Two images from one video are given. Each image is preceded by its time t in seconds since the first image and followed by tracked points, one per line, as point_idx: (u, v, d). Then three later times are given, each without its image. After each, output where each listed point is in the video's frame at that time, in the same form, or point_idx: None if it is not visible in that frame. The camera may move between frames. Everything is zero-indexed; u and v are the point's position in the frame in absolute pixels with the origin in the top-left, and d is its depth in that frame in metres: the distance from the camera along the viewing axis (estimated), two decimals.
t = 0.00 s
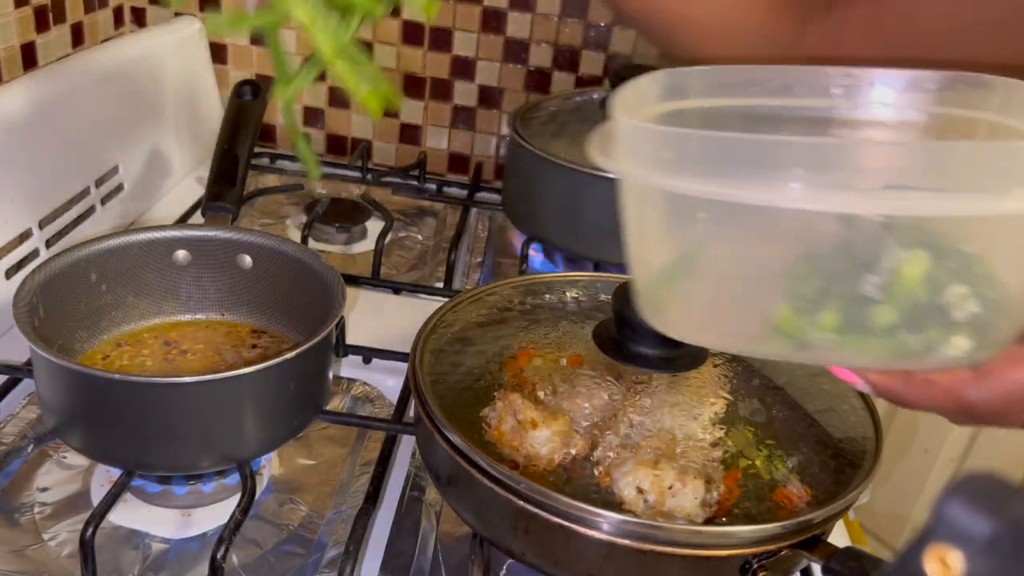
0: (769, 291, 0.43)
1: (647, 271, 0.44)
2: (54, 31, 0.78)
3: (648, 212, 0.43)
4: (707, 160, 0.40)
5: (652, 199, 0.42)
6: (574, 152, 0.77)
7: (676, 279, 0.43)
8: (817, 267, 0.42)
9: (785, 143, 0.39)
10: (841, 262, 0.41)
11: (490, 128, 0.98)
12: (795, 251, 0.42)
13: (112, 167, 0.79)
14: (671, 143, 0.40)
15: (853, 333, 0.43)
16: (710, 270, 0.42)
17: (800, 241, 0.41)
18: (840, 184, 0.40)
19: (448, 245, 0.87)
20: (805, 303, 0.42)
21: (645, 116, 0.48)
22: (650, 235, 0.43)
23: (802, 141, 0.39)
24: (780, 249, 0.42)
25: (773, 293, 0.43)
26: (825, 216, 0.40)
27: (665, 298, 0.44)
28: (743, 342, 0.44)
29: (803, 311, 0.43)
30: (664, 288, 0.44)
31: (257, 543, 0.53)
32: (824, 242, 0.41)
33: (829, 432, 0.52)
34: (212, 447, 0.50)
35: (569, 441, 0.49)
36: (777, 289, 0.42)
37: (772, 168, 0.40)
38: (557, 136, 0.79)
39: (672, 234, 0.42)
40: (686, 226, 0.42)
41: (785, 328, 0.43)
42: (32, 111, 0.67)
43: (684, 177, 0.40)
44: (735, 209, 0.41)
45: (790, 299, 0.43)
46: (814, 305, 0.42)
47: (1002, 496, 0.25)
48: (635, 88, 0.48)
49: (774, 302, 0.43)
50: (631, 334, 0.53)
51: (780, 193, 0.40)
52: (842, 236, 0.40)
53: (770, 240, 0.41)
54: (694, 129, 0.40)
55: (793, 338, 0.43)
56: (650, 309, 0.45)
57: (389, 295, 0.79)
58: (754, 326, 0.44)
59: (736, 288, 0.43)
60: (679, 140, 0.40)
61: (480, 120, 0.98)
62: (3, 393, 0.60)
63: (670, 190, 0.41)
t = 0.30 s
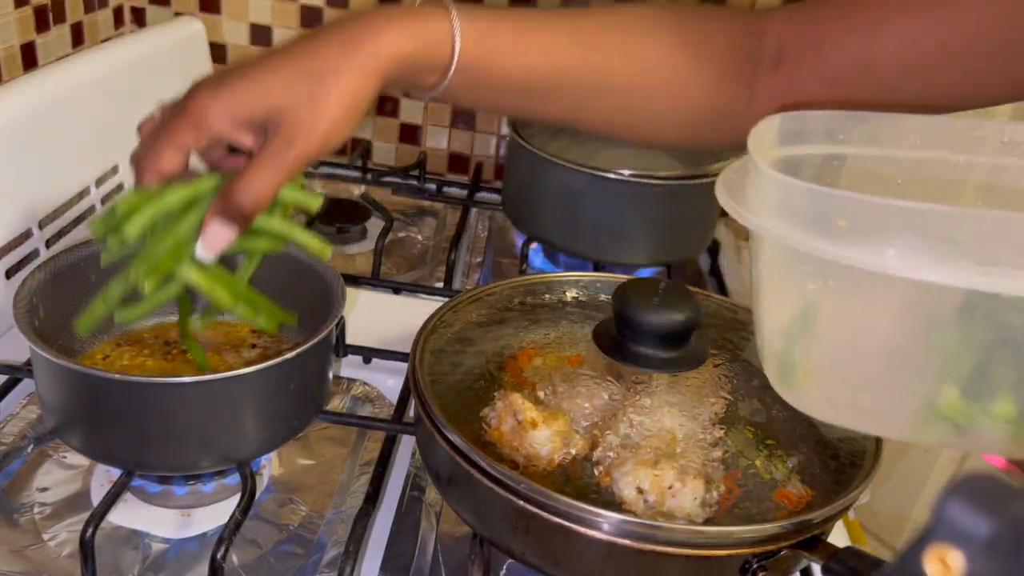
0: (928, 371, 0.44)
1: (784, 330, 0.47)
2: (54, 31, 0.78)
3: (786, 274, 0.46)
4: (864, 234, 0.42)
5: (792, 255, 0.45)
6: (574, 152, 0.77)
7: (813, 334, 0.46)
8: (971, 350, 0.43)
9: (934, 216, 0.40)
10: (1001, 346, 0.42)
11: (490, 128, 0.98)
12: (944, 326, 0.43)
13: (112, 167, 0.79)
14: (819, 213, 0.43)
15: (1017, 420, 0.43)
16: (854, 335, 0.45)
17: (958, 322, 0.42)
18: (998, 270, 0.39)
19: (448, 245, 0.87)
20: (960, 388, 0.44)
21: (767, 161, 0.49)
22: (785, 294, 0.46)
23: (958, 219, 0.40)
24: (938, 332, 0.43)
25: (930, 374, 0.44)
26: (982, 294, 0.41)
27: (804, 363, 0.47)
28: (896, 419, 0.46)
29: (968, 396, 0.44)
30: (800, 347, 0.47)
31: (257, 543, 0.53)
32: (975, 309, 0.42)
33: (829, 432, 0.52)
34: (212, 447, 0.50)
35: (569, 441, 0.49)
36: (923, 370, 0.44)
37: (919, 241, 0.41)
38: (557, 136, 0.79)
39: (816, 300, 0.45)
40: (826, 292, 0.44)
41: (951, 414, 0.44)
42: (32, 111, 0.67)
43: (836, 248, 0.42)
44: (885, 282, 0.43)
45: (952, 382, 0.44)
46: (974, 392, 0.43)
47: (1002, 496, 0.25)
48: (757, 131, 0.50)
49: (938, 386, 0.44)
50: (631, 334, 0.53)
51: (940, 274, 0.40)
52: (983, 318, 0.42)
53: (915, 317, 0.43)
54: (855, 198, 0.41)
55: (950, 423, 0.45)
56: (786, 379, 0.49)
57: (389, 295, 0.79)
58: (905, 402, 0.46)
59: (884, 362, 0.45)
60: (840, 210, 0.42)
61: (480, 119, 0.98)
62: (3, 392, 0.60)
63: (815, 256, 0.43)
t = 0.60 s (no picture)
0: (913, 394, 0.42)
1: (772, 348, 0.45)
2: (54, 31, 0.78)
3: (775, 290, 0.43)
4: (850, 253, 0.40)
5: (774, 273, 0.43)
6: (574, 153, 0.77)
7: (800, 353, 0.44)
8: (960, 375, 0.40)
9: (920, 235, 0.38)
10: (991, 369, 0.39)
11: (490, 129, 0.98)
12: (933, 349, 0.40)
13: (112, 167, 0.79)
14: (806, 230, 0.40)
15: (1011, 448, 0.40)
16: (843, 354, 0.43)
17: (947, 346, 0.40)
18: (984, 294, 0.37)
19: (448, 245, 0.87)
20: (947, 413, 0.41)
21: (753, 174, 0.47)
22: (767, 312, 0.45)
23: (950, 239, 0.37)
24: (930, 355, 0.41)
25: (912, 396, 0.42)
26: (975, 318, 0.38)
27: (791, 382, 0.45)
28: (882, 443, 0.44)
29: (957, 423, 0.41)
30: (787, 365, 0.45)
31: (257, 543, 0.53)
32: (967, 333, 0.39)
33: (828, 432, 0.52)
34: (212, 447, 0.50)
35: (569, 441, 0.49)
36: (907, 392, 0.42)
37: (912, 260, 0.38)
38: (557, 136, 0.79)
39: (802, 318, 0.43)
40: (813, 310, 0.42)
41: (937, 439, 0.42)
42: (31, 111, 0.67)
43: (822, 266, 0.40)
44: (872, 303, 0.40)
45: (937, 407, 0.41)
46: (963, 420, 0.41)
47: (1001, 497, 0.25)
48: (742, 144, 0.47)
49: (922, 410, 0.42)
50: (631, 334, 0.53)
51: (932, 295, 0.38)
52: (974, 341, 0.39)
53: (902, 337, 0.41)
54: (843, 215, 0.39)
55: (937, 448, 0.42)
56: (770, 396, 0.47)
57: (389, 295, 0.79)
58: (888, 424, 0.43)
59: (869, 384, 0.43)
60: (826, 227, 0.40)
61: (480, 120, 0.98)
62: (3, 392, 0.60)
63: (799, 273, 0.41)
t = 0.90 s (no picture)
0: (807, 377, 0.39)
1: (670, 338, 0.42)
2: (55, 31, 0.78)
3: (673, 280, 0.40)
4: (751, 237, 0.38)
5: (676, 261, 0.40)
6: (575, 152, 0.77)
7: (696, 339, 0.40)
8: (855, 357, 0.38)
9: (819, 219, 0.36)
10: (884, 348, 0.37)
11: (489, 128, 0.98)
12: (831, 333, 0.38)
13: (112, 167, 0.79)
14: (712, 217, 0.38)
15: (899, 425, 0.38)
16: (740, 340, 0.39)
17: (843, 331, 0.37)
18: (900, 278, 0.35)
19: (448, 245, 0.87)
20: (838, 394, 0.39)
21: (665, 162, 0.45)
22: (665, 304, 0.42)
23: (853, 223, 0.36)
24: (824, 338, 0.38)
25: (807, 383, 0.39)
26: (875, 309, 0.36)
27: (686, 371, 0.41)
28: (777, 425, 0.41)
29: (846, 403, 0.39)
30: (680, 354, 0.41)
31: (257, 543, 0.53)
32: (865, 322, 0.37)
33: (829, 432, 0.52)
34: (212, 447, 0.50)
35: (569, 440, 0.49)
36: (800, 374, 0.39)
37: (811, 244, 0.36)
38: (557, 136, 0.79)
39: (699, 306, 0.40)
40: (710, 298, 0.39)
41: (828, 420, 0.39)
42: (32, 110, 0.67)
43: (723, 252, 0.38)
44: (779, 288, 0.38)
45: (825, 388, 0.39)
46: (858, 400, 0.38)
47: (1002, 497, 0.26)
48: (654, 130, 0.45)
49: (815, 391, 0.39)
50: (631, 334, 0.53)
51: (833, 280, 0.36)
52: (870, 327, 0.37)
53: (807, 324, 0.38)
54: (745, 198, 0.37)
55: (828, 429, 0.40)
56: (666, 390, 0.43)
57: (389, 295, 0.79)
58: (783, 409, 0.40)
59: (761, 369, 0.40)
60: (729, 211, 0.38)
61: (480, 120, 0.98)
62: (3, 392, 0.60)
63: (700, 260, 0.39)
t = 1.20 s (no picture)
0: (796, 301, 0.39)
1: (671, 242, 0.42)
2: (54, 31, 0.78)
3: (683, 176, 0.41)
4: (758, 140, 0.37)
5: (689, 166, 0.40)
6: (575, 152, 0.77)
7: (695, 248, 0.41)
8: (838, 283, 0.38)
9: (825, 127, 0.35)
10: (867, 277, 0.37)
11: (490, 128, 0.98)
12: (828, 251, 0.38)
13: (112, 167, 0.79)
14: (723, 116, 0.37)
15: (881, 358, 0.39)
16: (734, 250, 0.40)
17: (836, 251, 0.37)
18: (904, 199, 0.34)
19: (448, 245, 0.87)
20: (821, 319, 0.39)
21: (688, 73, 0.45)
22: (672, 213, 0.42)
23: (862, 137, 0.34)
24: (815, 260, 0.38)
25: (800, 305, 0.39)
26: (869, 220, 0.36)
27: (683, 278, 0.42)
28: (760, 347, 0.42)
29: (835, 329, 0.39)
30: (678, 262, 0.42)
31: (257, 544, 0.53)
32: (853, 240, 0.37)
33: (830, 432, 0.52)
34: (212, 447, 0.50)
35: (569, 441, 0.49)
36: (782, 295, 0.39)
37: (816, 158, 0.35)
38: (557, 137, 0.79)
39: (702, 211, 0.40)
40: (713, 204, 0.40)
41: (816, 344, 0.40)
42: (31, 110, 0.67)
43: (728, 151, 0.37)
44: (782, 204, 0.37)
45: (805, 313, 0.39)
46: (840, 328, 0.39)
47: (1002, 498, 0.25)
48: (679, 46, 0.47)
49: (806, 315, 0.39)
50: (631, 335, 0.54)
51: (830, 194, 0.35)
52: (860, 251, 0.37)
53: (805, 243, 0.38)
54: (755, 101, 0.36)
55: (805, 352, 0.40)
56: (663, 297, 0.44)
57: (389, 295, 0.79)
58: (769, 330, 0.41)
59: (753, 286, 0.40)
60: (738, 111, 0.37)
61: (480, 119, 0.98)
62: (3, 392, 0.60)
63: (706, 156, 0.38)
